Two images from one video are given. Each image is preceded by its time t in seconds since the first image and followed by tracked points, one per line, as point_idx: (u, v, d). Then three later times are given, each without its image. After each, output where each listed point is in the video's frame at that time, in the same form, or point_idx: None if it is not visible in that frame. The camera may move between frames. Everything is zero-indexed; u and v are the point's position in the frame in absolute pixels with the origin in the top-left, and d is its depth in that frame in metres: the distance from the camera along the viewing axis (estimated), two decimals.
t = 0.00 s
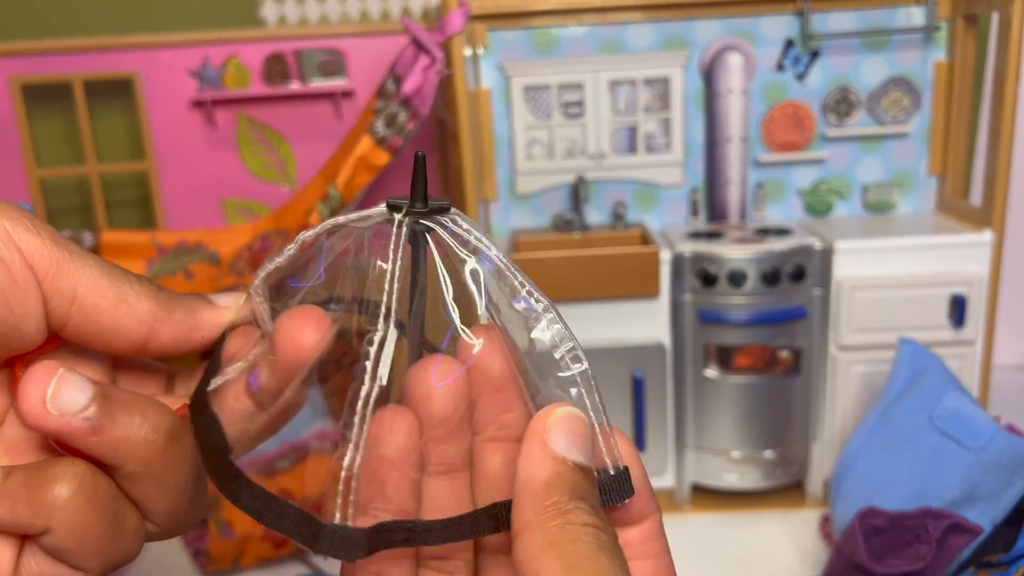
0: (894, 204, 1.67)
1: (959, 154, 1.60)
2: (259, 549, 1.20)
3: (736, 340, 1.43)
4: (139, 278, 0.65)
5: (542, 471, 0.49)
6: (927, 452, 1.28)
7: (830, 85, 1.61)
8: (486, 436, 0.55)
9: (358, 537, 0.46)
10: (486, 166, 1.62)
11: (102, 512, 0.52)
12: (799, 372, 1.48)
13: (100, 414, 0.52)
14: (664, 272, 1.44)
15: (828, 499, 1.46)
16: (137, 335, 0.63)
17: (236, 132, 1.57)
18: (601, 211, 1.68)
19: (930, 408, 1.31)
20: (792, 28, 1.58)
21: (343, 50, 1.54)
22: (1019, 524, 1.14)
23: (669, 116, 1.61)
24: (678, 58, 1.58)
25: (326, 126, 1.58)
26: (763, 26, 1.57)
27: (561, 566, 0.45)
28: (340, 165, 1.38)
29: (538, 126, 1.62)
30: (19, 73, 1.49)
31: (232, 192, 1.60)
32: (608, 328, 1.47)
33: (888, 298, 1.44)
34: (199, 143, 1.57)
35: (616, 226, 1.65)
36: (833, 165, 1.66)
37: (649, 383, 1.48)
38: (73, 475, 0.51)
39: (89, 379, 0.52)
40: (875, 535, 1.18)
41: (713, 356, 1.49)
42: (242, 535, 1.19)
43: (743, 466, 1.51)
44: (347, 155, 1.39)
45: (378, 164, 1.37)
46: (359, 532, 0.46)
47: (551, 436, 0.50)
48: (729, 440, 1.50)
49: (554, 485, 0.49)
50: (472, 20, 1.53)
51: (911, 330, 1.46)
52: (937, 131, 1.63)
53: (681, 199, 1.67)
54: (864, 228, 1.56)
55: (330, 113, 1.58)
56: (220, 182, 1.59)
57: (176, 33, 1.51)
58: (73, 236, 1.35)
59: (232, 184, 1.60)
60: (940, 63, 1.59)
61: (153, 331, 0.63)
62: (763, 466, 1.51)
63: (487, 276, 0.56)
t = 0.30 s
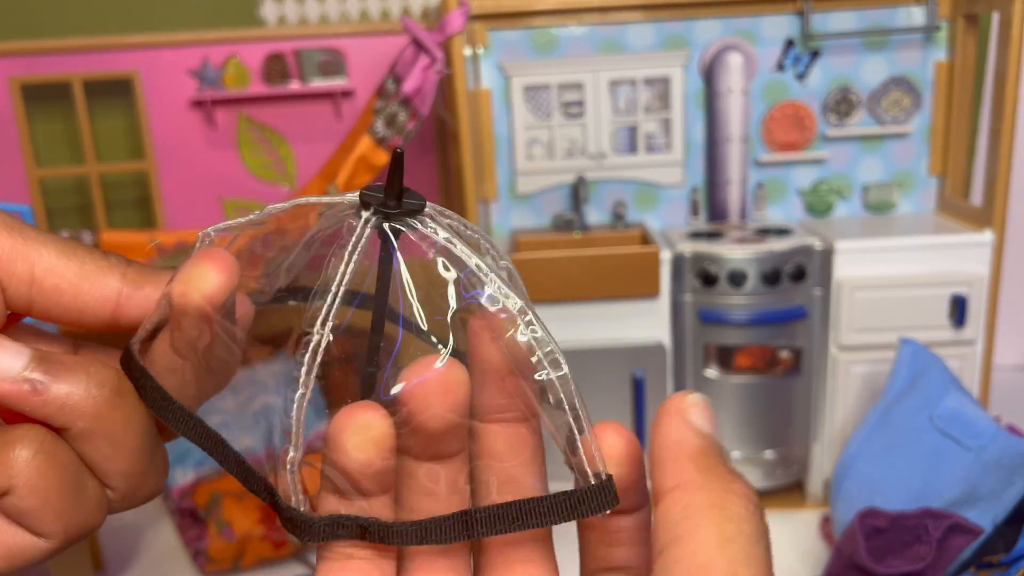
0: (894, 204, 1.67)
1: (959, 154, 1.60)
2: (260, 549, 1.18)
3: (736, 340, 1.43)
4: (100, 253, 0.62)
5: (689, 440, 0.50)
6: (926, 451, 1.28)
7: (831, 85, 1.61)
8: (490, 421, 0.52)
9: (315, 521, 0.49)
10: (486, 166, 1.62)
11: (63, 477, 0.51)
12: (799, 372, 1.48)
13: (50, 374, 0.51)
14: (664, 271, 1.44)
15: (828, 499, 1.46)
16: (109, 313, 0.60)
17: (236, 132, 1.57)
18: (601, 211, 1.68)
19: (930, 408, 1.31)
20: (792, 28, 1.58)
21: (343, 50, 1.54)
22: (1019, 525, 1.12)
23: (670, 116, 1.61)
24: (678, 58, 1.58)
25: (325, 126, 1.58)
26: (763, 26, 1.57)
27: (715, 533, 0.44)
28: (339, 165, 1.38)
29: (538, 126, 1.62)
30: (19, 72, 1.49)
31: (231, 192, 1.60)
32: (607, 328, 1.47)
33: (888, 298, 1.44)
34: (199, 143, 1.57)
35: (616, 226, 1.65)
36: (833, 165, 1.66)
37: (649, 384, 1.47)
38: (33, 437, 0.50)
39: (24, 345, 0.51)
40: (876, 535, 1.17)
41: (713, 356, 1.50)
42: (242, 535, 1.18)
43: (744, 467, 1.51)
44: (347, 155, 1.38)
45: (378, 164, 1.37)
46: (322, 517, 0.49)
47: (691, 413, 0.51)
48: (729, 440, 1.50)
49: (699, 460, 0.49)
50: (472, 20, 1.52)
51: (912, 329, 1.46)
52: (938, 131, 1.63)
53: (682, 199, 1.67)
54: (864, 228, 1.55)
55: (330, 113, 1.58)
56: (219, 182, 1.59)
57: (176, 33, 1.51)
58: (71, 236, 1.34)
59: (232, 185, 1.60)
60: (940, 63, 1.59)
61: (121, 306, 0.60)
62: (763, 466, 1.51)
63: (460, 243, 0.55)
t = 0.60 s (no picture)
0: (895, 204, 1.67)
1: (960, 154, 1.60)
2: (258, 548, 1.18)
3: (736, 340, 1.43)
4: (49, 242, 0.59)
5: (524, 451, 0.46)
6: (926, 452, 1.28)
7: (831, 85, 1.61)
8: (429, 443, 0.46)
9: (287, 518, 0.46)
10: (486, 166, 1.62)
11: None
12: (799, 372, 1.48)
13: None
14: (664, 272, 1.44)
15: (828, 499, 1.45)
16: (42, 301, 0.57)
17: (236, 132, 1.57)
18: (601, 211, 1.68)
19: (931, 408, 1.31)
20: (792, 28, 1.57)
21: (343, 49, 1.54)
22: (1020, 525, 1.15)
23: (669, 116, 1.61)
24: (678, 58, 1.58)
25: (325, 125, 1.58)
26: (763, 26, 1.57)
27: (568, 528, 0.42)
28: (339, 165, 1.38)
29: (538, 126, 1.62)
30: (19, 72, 1.48)
31: (231, 191, 1.60)
32: (607, 328, 1.47)
33: (889, 298, 1.44)
34: (199, 143, 1.57)
35: (616, 226, 1.65)
36: (833, 165, 1.66)
37: (649, 384, 1.47)
38: None
39: None
40: (876, 535, 1.18)
41: (713, 356, 1.50)
42: (241, 536, 1.18)
43: (743, 467, 1.51)
44: (346, 155, 1.38)
45: (378, 164, 1.37)
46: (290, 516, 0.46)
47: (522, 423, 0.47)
48: (730, 440, 1.50)
49: (534, 469, 0.45)
50: (472, 20, 1.52)
51: (912, 330, 1.46)
52: (938, 131, 1.63)
53: (681, 199, 1.67)
54: (864, 228, 1.55)
55: (330, 113, 1.58)
56: (219, 182, 1.59)
57: (176, 33, 1.51)
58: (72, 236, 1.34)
59: (232, 184, 1.60)
60: (940, 63, 1.58)
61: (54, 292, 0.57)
62: (763, 466, 1.51)
63: (379, 301, 0.51)
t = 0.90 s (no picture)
0: (895, 204, 1.66)
1: (960, 154, 1.60)
2: (259, 549, 1.25)
3: (736, 340, 1.43)
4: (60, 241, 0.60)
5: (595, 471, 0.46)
6: (926, 452, 1.28)
7: (831, 85, 1.61)
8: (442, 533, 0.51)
9: (221, 332, 0.39)
10: (486, 166, 1.62)
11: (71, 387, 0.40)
12: (799, 372, 1.48)
13: (9, 280, 0.40)
14: (664, 272, 1.44)
15: (828, 500, 1.45)
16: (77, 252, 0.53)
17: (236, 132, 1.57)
18: (602, 211, 1.68)
19: (931, 408, 1.31)
20: (792, 28, 1.57)
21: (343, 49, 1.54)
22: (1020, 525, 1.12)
23: (670, 116, 1.61)
24: (678, 58, 1.57)
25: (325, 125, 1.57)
26: (763, 26, 1.57)
27: (617, 529, 0.41)
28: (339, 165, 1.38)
29: (538, 126, 1.62)
30: (19, 72, 1.48)
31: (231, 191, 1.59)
32: (607, 328, 1.47)
33: (889, 298, 1.44)
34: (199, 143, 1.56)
35: (616, 226, 1.65)
36: (834, 165, 1.66)
37: (649, 383, 1.47)
38: (13, 339, 0.38)
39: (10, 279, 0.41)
40: (876, 535, 1.18)
41: (714, 356, 1.50)
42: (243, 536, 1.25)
43: (744, 467, 1.50)
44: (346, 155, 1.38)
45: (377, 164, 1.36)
46: (228, 328, 0.39)
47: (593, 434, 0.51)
48: (730, 440, 1.50)
49: (601, 488, 0.45)
50: (472, 20, 1.52)
51: (912, 330, 1.46)
52: (938, 131, 1.62)
53: (682, 199, 1.67)
54: (864, 228, 1.55)
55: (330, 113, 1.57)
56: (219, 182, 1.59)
57: (176, 33, 1.51)
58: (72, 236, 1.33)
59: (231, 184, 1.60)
60: (940, 63, 1.58)
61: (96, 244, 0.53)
62: (764, 466, 1.50)
63: (446, 236, 0.48)
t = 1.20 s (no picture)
0: (895, 204, 1.66)
1: (960, 154, 1.60)
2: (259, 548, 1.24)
3: (736, 340, 1.43)
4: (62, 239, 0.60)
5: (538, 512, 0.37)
6: (926, 452, 1.28)
7: (831, 85, 1.61)
8: None
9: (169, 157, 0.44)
10: (486, 166, 1.62)
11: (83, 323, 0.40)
12: (799, 372, 1.48)
13: (23, 226, 0.42)
14: (664, 272, 1.44)
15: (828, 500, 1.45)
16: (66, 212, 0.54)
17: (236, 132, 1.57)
18: (601, 211, 1.68)
19: (931, 408, 1.30)
20: (792, 28, 1.57)
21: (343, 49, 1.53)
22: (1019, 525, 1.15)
23: (670, 116, 1.61)
24: (678, 57, 1.57)
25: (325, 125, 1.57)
26: (763, 26, 1.57)
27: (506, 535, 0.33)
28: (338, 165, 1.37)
29: (537, 126, 1.62)
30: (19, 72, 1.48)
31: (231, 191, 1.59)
32: (607, 328, 1.47)
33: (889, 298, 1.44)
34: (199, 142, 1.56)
35: (616, 226, 1.65)
36: (834, 165, 1.66)
37: (649, 384, 1.47)
38: (35, 279, 0.39)
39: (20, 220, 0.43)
40: (876, 536, 1.17)
41: (713, 356, 1.51)
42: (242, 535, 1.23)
43: (744, 467, 1.50)
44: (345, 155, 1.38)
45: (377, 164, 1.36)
46: (180, 159, 0.44)
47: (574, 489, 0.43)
48: (730, 441, 1.50)
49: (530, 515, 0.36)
50: (472, 20, 1.52)
51: (912, 330, 1.46)
52: (938, 131, 1.62)
53: (682, 199, 1.67)
54: (864, 228, 1.55)
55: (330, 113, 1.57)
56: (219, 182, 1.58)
57: (175, 33, 1.50)
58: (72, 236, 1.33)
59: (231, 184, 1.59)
60: (940, 63, 1.58)
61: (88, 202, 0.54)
62: (764, 466, 1.50)
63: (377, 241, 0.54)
